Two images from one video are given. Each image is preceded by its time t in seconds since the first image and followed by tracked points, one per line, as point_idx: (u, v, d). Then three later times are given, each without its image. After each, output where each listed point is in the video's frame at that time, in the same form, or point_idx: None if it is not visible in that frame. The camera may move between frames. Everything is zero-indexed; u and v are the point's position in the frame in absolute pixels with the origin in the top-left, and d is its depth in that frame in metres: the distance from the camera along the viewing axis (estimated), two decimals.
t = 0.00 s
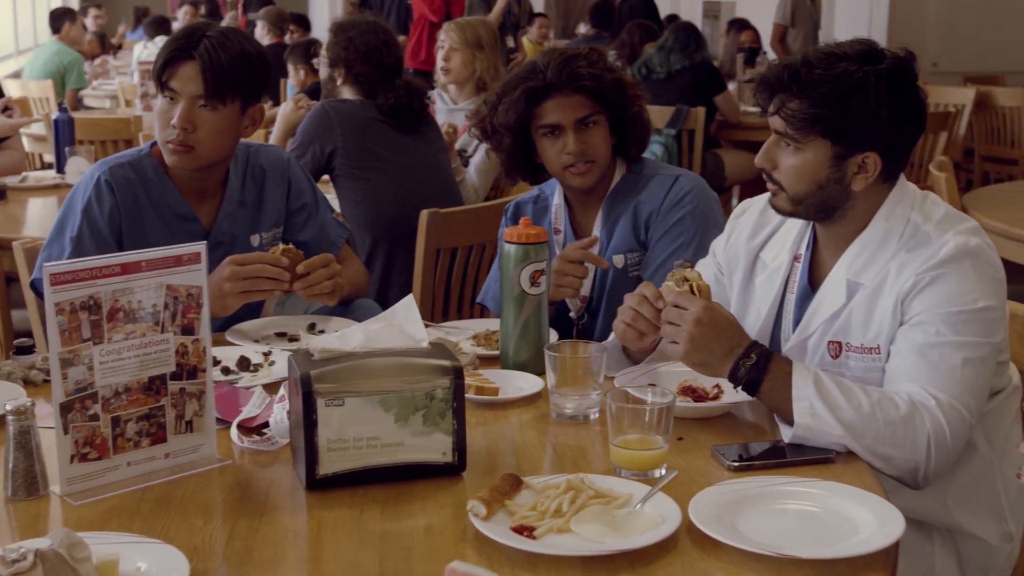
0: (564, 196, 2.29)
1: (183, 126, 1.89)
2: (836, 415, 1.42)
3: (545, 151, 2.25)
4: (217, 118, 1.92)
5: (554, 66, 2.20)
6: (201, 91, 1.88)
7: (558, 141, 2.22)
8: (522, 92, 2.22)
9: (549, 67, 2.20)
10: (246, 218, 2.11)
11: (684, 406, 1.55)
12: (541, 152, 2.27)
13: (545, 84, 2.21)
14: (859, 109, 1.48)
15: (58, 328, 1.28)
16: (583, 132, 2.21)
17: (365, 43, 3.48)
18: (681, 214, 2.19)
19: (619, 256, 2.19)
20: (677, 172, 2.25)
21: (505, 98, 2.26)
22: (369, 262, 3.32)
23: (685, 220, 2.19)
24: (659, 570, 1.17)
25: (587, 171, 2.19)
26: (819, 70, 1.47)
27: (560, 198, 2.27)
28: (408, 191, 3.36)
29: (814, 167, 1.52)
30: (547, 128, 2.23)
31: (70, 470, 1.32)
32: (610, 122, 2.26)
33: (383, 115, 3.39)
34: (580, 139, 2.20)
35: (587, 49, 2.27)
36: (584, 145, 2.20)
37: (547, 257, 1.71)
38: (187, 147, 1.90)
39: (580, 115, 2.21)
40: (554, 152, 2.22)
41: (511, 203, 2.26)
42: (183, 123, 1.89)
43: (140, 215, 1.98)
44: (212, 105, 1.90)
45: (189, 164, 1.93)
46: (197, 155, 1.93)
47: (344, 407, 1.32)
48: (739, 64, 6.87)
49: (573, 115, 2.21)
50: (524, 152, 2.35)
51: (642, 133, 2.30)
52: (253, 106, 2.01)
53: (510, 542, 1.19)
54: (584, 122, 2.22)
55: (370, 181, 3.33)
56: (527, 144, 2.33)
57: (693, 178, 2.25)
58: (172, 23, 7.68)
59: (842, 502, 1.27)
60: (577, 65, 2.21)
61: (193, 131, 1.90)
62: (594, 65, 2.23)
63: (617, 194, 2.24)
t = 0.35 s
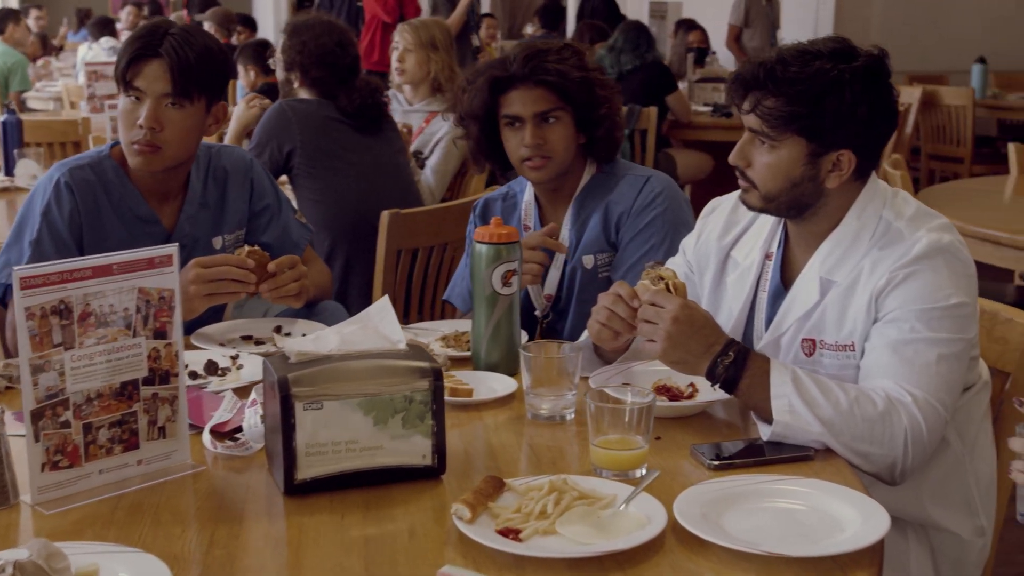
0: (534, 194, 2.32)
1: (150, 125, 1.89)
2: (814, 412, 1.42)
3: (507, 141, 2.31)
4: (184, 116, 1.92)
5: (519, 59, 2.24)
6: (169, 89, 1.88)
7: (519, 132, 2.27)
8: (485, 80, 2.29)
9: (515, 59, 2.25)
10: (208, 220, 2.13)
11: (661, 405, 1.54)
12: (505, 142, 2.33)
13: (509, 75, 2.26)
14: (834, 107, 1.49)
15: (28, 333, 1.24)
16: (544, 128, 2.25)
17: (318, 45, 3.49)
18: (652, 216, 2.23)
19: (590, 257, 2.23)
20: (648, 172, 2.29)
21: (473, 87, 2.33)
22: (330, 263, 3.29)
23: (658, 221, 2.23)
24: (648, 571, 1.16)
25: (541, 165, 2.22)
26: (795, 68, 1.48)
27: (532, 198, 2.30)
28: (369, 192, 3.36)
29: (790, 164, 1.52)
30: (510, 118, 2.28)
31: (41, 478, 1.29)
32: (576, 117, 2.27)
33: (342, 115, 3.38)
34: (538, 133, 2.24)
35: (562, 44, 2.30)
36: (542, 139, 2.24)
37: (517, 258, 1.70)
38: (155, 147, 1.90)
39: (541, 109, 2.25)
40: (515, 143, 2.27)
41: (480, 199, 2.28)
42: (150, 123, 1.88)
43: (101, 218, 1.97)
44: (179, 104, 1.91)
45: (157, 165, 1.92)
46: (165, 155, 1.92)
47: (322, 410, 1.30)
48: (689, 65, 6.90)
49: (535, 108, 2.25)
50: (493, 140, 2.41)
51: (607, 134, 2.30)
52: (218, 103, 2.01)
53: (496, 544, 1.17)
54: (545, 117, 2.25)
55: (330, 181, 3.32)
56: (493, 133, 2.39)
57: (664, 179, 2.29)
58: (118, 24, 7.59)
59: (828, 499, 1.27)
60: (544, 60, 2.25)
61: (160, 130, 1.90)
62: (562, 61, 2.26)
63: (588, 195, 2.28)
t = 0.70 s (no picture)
0: (498, 196, 2.33)
1: (110, 127, 1.88)
2: (787, 411, 1.42)
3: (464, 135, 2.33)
4: (144, 116, 1.91)
5: (476, 56, 2.27)
6: (128, 88, 1.87)
7: (471, 126, 2.30)
8: (445, 73, 2.34)
9: (473, 56, 2.27)
10: (164, 225, 2.12)
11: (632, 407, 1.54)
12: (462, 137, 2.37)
13: (466, 70, 2.29)
14: (802, 106, 1.52)
15: None
16: (493, 126, 2.26)
17: (268, 49, 3.49)
18: (617, 219, 2.23)
19: (554, 260, 2.22)
20: (613, 174, 2.30)
21: (436, 82, 2.38)
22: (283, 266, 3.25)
23: (623, 223, 2.23)
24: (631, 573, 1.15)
25: (487, 163, 2.24)
26: (764, 67, 1.50)
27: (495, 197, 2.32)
28: (322, 195, 3.33)
29: (759, 164, 1.54)
30: (465, 112, 2.31)
31: (6, 491, 1.25)
32: (529, 118, 2.26)
33: (293, 118, 3.37)
34: (486, 130, 2.26)
35: (525, 44, 2.31)
36: (490, 136, 2.25)
37: (483, 260, 1.69)
38: (115, 149, 1.88)
39: (493, 107, 2.26)
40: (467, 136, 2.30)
41: (443, 197, 2.31)
42: (109, 124, 1.87)
43: (54, 223, 1.96)
44: (139, 104, 1.90)
45: (119, 167, 1.91)
46: (126, 157, 1.91)
47: (295, 417, 1.28)
48: (632, 67, 6.93)
49: (487, 105, 2.26)
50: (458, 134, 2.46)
51: (558, 140, 2.27)
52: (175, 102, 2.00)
53: (478, 551, 1.16)
54: (496, 116, 2.26)
55: (281, 184, 3.29)
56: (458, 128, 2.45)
57: (629, 181, 2.30)
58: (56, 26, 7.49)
59: (807, 499, 1.27)
60: (502, 58, 2.26)
61: (120, 132, 1.89)
62: (521, 61, 2.26)
63: (551, 198, 2.28)
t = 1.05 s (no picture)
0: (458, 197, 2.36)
1: (66, 130, 1.85)
2: (756, 412, 1.42)
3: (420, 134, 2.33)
4: (98, 118, 1.88)
5: (432, 57, 2.26)
6: (83, 90, 1.84)
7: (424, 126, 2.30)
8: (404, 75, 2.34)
9: (428, 56, 2.27)
10: (115, 231, 2.11)
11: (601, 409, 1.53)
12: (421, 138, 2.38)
13: (421, 70, 2.28)
14: (766, 107, 1.55)
15: None
16: (445, 126, 2.26)
17: (214, 52, 3.44)
18: (579, 222, 2.24)
19: (515, 262, 2.24)
20: (574, 177, 2.31)
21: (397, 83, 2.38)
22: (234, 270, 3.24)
23: (586, 226, 2.25)
24: None
25: (438, 164, 2.26)
26: (729, 69, 1.52)
27: (455, 201, 2.34)
28: (273, 200, 3.34)
29: (723, 164, 1.56)
30: (420, 113, 2.30)
31: None
32: (480, 119, 2.26)
33: (243, 121, 3.37)
34: (438, 131, 2.26)
35: (483, 45, 2.31)
36: (441, 138, 2.26)
37: (446, 264, 1.67)
38: (71, 153, 1.87)
39: (446, 108, 2.26)
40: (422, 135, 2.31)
41: (403, 200, 2.35)
42: (66, 128, 1.84)
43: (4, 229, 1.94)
44: (95, 105, 1.87)
45: (74, 170, 1.89)
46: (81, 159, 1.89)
47: (267, 426, 1.26)
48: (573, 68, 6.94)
49: (441, 105, 2.26)
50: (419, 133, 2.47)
51: (508, 146, 2.26)
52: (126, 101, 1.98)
53: (459, 557, 1.15)
54: (449, 116, 2.26)
55: (232, 188, 3.29)
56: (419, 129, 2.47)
57: (590, 185, 2.31)
58: None
59: (783, 500, 1.27)
60: (456, 59, 2.26)
61: (76, 135, 1.86)
62: (475, 63, 2.26)
63: (513, 202, 2.30)
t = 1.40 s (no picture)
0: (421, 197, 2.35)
1: (23, 131, 1.82)
2: (727, 410, 1.42)
3: (382, 133, 2.32)
4: (56, 118, 1.86)
5: (392, 58, 2.25)
6: (40, 91, 1.81)
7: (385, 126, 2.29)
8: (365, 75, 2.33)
9: (388, 57, 2.26)
10: (69, 234, 2.09)
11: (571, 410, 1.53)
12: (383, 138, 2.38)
13: (382, 71, 2.27)
14: (731, 106, 1.57)
15: None
16: (405, 127, 2.26)
17: (165, 51, 3.41)
18: (542, 222, 2.25)
19: (478, 262, 2.24)
20: (537, 177, 2.32)
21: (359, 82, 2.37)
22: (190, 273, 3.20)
23: (549, 225, 2.26)
24: None
25: (399, 165, 2.25)
26: (695, 69, 1.54)
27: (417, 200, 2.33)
28: (227, 202, 3.31)
29: (689, 164, 1.59)
30: (382, 114, 2.29)
31: None
32: (440, 120, 2.26)
33: (194, 123, 3.35)
34: (399, 132, 2.25)
35: (444, 44, 2.31)
36: (401, 138, 2.25)
37: (411, 265, 1.67)
38: (29, 152, 1.84)
39: (407, 108, 2.25)
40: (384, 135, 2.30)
41: (364, 201, 2.36)
42: (24, 129, 1.82)
43: None
44: (52, 106, 1.85)
45: (32, 171, 1.87)
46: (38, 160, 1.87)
47: (240, 432, 1.25)
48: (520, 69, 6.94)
49: (401, 106, 2.25)
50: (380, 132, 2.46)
51: (470, 147, 2.25)
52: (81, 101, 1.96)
53: (439, 561, 1.14)
54: (409, 117, 2.25)
55: (185, 190, 3.27)
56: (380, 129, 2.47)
57: (552, 185, 2.32)
58: None
59: (760, 499, 1.28)
60: (416, 60, 2.25)
61: (34, 136, 1.84)
62: (435, 63, 2.25)
63: (474, 202, 2.30)
